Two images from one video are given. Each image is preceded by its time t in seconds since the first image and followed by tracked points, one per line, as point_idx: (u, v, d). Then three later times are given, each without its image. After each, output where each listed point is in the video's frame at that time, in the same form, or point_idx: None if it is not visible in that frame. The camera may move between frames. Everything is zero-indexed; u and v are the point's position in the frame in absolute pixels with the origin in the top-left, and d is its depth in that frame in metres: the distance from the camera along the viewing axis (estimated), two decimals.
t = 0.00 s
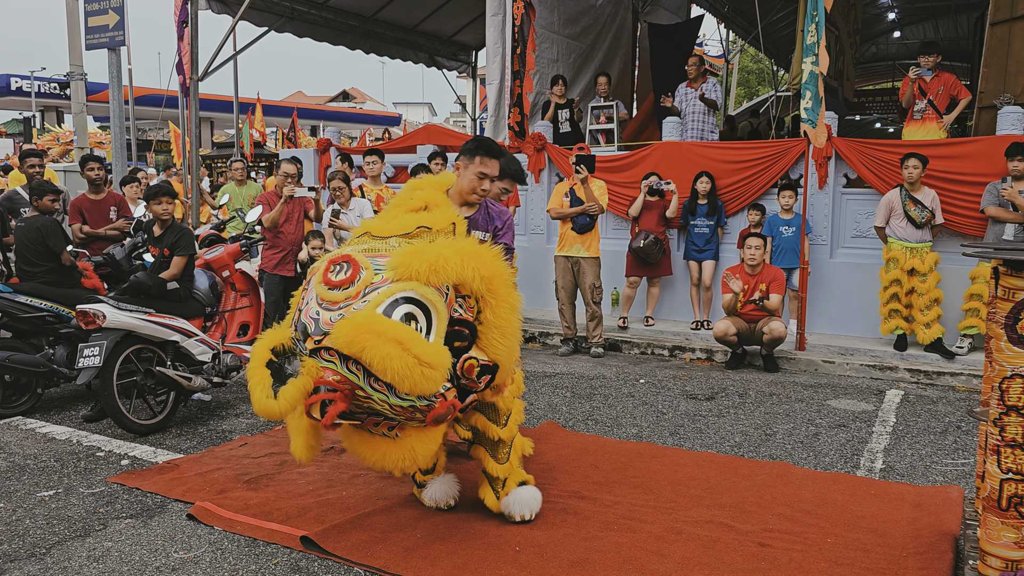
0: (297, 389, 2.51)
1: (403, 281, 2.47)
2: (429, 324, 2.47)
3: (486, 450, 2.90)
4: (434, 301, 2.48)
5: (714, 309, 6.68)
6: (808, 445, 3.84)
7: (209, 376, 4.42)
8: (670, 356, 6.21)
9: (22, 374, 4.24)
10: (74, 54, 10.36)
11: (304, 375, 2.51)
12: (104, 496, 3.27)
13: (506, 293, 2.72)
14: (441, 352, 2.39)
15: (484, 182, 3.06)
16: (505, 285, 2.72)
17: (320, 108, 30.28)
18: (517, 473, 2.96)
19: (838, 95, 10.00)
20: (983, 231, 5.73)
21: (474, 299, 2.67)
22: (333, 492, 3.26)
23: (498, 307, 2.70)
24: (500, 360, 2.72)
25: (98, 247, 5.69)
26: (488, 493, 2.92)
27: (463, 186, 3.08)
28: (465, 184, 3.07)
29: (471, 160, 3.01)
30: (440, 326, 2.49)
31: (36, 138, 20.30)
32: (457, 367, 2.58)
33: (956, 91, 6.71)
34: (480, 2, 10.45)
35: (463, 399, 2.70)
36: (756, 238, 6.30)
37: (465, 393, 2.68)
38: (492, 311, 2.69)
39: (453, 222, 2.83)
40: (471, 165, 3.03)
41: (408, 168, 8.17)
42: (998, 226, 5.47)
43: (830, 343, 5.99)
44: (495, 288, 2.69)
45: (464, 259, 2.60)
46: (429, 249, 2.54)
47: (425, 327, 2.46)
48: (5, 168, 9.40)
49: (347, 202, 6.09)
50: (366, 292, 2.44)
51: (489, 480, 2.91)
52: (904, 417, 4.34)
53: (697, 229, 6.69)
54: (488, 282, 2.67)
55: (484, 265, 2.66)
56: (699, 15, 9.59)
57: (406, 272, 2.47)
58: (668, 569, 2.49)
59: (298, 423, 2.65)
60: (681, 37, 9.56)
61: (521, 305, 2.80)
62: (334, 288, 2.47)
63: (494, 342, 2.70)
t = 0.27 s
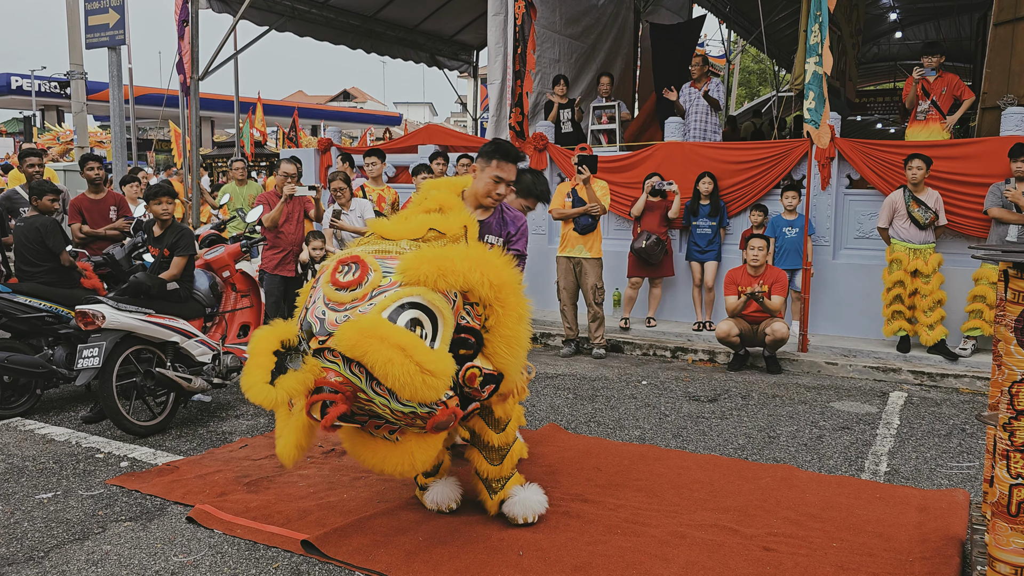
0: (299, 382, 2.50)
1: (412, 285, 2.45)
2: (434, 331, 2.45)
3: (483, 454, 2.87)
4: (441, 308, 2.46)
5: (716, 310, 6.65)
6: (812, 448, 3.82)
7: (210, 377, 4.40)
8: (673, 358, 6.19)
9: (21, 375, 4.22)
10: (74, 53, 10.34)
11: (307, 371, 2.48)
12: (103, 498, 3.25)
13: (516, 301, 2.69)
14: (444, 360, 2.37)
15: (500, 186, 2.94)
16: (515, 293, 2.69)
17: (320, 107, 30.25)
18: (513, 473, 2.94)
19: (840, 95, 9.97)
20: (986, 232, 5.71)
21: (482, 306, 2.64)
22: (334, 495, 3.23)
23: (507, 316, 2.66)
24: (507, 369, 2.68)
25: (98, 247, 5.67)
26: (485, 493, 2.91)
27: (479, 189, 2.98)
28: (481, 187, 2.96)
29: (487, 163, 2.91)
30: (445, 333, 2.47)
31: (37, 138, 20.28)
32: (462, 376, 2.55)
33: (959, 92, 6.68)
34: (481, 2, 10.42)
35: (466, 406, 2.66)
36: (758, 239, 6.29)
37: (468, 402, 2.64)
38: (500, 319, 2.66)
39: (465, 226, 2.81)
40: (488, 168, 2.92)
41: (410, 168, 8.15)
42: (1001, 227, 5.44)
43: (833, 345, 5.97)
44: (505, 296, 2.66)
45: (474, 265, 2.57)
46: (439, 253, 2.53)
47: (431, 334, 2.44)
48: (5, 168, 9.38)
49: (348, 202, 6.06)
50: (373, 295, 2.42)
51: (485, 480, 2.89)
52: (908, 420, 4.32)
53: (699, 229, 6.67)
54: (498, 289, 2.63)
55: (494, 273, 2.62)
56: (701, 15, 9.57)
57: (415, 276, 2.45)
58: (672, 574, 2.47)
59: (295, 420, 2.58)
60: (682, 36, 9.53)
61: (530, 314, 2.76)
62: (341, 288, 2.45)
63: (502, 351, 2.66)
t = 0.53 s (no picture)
0: (302, 377, 2.49)
1: (420, 289, 2.42)
2: (441, 337, 2.41)
3: (490, 457, 2.85)
4: (448, 314, 2.43)
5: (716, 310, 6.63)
6: (815, 449, 3.80)
7: (209, 377, 4.37)
8: (674, 358, 6.17)
9: (19, 375, 4.19)
10: (73, 51, 10.30)
11: (310, 368, 2.47)
12: (102, 500, 3.22)
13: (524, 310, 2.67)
14: (449, 368, 2.33)
15: (518, 195, 2.92)
16: (523, 301, 2.66)
17: (319, 106, 30.21)
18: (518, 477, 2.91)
19: (841, 94, 9.95)
20: (988, 232, 5.68)
21: (491, 313, 2.62)
22: (335, 497, 3.21)
23: (514, 325, 2.64)
24: (512, 378, 2.65)
25: (96, 246, 5.64)
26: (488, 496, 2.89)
27: (496, 194, 2.94)
28: (499, 193, 2.92)
29: (508, 170, 2.87)
30: (452, 339, 2.43)
31: (35, 136, 20.23)
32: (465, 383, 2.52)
33: (962, 91, 6.66)
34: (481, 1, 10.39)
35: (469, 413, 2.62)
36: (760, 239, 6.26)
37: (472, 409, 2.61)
38: (507, 328, 2.63)
39: (477, 231, 2.79)
40: (508, 175, 2.88)
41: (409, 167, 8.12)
42: (1004, 227, 5.42)
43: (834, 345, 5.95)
44: (513, 304, 2.64)
45: (484, 271, 2.55)
46: (449, 258, 2.50)
47: (437, 340, 2.40)
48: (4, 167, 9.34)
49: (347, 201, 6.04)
50: (380, 297, 2.39)
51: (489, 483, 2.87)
52: (911, 421, 4.30)
53: (700, 229, 6.66)
54: (507, 297, 2.61)
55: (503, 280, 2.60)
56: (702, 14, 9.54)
57: (424, 280, 2.43)
58: None
59: (294, 416, 2.57)
60: (683, 35, 9.50)
61: (539, 323, 2.73)
62: (350, 289, 2.43)
63: (508, 360, 2.63)
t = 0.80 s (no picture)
0: (303, 378, 2.52)
1: (426, 292, 2.40)
2: (445, 341, 2.39)
3: (495, 462, 2.81)
4: (453, 318, 2.40)
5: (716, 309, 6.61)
6: (816, 450, 3.78)
7: (207, 377, 4.34)
8: (673, 357, 6.15)
9: (16, 375, 4.16)
10: (70, 50, 10.27)
11: (313, 368, 2.51)
12: (100, 501, 3.20)
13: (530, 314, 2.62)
14: (452, 372, 2.30)
15: (534, 206, 2.86)
16: (529, 306, 2.61)
17: (318, 105, 30.16)
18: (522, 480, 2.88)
19: (841, 93, 9.93)
20: (989, 231, 5.67)
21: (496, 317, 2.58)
22: (335, 498, 3.19)
23: (520, 331, 2.60)
24: (516, 383, 2.61)
25: (94, 245, 5.61)
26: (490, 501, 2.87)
27: (512, 201, 2.87)
28: (514, 200, 2.86)
29: (528, 180, 2.80)
30: (456, 344, 2.41)
31: (32, 135, 20.17)
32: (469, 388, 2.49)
33: (962, 90, 6.65)
34: None
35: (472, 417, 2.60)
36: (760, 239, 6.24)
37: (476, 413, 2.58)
38: (513, 332, 2.60)
39: (487, 235, 2.76)
40: (526, 184, 2.81)
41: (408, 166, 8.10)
42: (1004, 226, 5.41)
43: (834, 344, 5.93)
44: (519, 309, 2.59)
45: (490, 276, 2.50)
46: (455, 262, 2.47)
47: (441, 344, 2.37)
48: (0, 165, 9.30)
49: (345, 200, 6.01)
50: (386, 299, 2.38)
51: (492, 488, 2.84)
52: (913, 421, 4.28)
53: (700, 228, 6.64)
54: (514, 302, 2.57)
55: (509, 285, 2.54)
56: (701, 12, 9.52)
57: (430, 283, 2.40)
58: None
59: (296, 414, 2.55)
60: (682, 34, 9.48)
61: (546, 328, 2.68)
62: (355, 290, 2.42)
63: (513, 365, 2.60)
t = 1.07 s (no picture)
0: (305, 382, 2.49)
1: (431, 294, 2.38)
2: (449, 344, 2.36)
3: (500, 464, 2.79)
4: (458, 322, 2.38)
5: (715, 308, 6.59)
6: (818, 449, 3.76)
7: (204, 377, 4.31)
8: (673, 355, 6.13)
9: (11, 375, 4.12)
10: (65, 47, 10.20)
11: (316, 371, 2.49)
12: (96, 502, 3.17)
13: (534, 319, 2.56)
14: (456, 377, 2.27)
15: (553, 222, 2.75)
16: (534, 309, 2.55)
17: (314, 103, 30.07)
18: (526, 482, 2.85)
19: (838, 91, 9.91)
20: (988, 229, 5.66)
21: (501, 320, 2.53)
22: (334, 499, 3.16)
23: (525, 335, 2.54)
24: (519, 387, 2.56)
25: (90, 243, 5.56)
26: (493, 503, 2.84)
27: (532, 212, 2.74)
28: (535, 213, 2.73)
29: (553, 199, 2.67)
30: (460, 347, 2.38)
31: (27, 133, 20.07)
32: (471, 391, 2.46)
33: (961, 88, 6.64)
34: None
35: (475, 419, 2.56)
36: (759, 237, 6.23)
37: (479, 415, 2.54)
38: (517, 336, 2.55)
39: (496, 238, 2.72)
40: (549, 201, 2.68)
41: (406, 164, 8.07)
42: (1004, 224, 5.39)
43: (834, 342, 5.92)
44: (524, 313, 2.53)
45: (495, 279, 2.45)
46: (461, 264, 2.44)
47: (445, 347, 2.35)
48: None
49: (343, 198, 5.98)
50: (390, 300, 2.36)
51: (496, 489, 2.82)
52: (914, 420, 4.26)
53: (699, 226, 6.63)
54: (519, 306, 2.51)
55: (514, 289, 2.48)
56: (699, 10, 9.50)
57: (436, 286, 2.39)
58: None
59: (300, 414, 2.53)
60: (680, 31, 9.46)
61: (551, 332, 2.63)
62: (360, 290, 2.40)
63: (517, 369, 2.55)
